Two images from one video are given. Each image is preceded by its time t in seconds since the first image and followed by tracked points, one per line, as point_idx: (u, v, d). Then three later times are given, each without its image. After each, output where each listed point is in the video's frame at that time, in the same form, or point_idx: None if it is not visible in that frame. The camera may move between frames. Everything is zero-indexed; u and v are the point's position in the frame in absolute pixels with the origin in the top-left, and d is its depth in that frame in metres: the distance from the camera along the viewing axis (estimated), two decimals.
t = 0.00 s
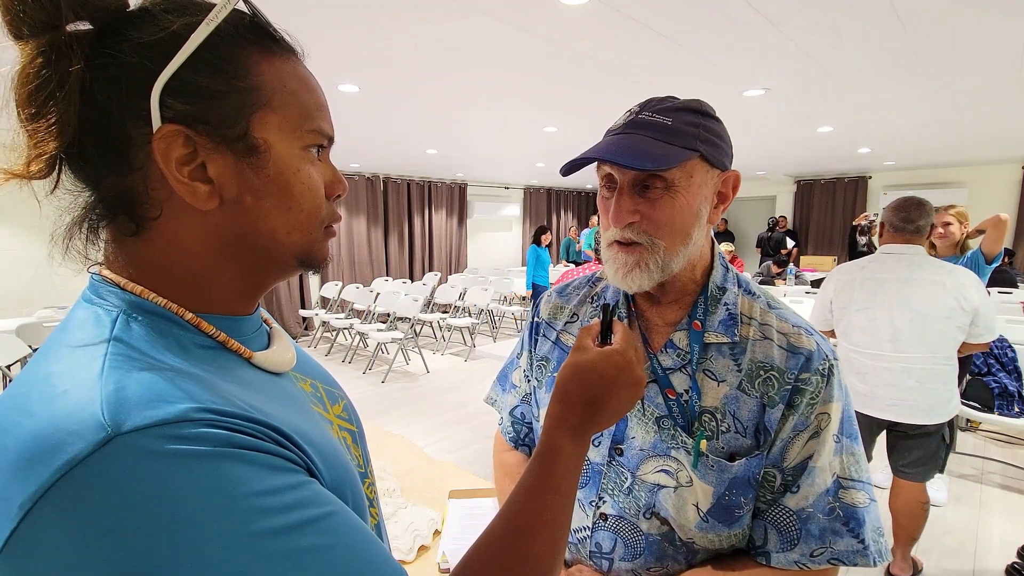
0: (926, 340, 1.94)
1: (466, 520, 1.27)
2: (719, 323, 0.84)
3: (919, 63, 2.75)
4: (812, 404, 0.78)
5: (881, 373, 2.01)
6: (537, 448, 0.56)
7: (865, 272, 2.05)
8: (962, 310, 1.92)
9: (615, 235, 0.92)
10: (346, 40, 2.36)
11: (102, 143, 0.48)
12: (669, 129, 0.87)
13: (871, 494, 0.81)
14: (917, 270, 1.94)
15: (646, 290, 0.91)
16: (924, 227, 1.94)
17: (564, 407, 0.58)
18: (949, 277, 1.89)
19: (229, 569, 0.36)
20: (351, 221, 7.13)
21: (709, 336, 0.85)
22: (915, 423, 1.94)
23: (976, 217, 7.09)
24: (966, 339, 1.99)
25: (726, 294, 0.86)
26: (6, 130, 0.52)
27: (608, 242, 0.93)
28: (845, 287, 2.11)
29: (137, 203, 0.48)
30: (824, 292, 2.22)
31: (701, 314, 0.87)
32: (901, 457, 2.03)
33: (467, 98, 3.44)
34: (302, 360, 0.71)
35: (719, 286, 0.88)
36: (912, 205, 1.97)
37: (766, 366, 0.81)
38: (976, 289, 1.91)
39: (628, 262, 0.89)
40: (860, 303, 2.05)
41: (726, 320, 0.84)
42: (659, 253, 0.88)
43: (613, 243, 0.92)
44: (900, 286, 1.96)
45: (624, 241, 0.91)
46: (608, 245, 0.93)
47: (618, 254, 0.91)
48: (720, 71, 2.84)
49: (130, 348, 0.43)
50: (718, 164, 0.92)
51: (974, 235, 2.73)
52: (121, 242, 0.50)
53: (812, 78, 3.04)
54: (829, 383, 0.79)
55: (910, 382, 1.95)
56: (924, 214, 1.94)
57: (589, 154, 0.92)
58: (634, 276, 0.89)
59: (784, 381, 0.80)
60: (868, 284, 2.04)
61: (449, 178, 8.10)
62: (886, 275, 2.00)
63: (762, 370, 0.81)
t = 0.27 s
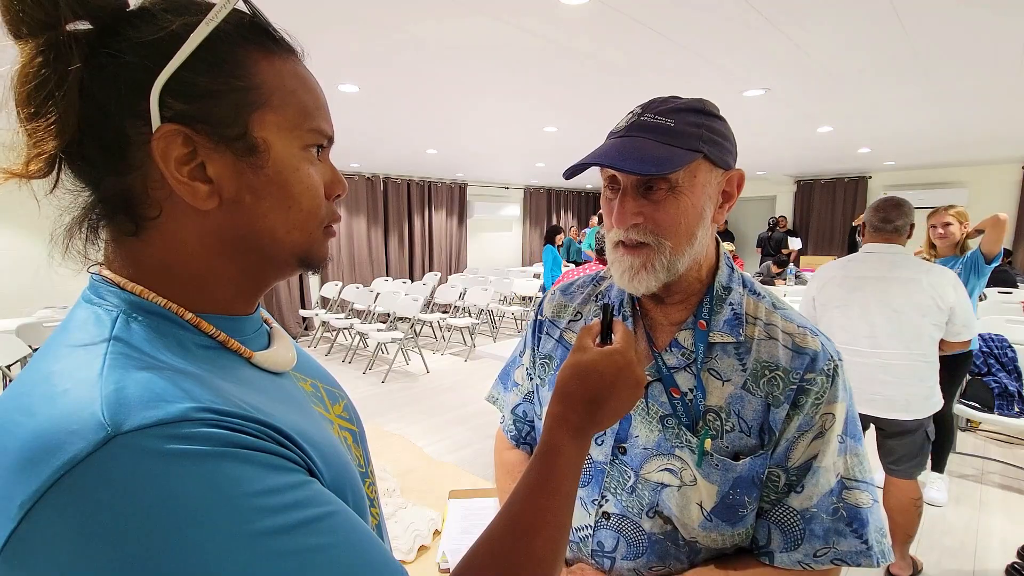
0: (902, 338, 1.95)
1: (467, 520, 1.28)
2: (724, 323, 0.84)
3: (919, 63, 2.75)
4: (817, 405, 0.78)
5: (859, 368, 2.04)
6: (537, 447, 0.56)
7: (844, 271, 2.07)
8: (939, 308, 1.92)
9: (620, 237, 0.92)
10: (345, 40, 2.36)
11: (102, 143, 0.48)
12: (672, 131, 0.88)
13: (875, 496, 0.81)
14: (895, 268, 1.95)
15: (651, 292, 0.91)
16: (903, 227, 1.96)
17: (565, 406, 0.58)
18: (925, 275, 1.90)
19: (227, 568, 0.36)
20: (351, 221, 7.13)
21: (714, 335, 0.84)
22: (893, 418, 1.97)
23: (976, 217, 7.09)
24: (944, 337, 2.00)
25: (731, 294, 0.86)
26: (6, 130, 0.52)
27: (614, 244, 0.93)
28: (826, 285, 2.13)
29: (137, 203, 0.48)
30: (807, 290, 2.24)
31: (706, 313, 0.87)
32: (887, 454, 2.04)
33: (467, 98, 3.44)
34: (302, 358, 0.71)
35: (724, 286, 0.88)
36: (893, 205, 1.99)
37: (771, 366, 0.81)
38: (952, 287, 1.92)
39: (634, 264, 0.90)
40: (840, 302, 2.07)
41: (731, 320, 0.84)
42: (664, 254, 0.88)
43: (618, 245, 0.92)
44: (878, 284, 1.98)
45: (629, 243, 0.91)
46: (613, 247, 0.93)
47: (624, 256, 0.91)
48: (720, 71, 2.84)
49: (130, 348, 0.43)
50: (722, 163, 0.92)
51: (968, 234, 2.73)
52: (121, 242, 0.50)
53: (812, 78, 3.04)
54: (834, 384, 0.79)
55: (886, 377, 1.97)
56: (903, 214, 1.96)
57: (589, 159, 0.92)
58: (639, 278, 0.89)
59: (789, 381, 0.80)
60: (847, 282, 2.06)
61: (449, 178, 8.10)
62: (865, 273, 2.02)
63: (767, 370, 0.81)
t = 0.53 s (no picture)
0: (885, 336, 1.96)
1: (468, 520, 1.28)
2: (722, 325, 0.84)
3: (919, 62, 2.75)
4: (815, 407, 0.78)
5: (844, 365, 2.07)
6: (536, 450, 0.56)
7: (831, 270, 2.08)
8: (923, 307, 1.92)
9: (618, 236, 0.92)
10: (346, 40, 2.35)
11: (107, 142, 0.48)
12: (671, 131, 0.87)
13: (874, 497, 0.81)
14: (880, 267, 1.96)
15: (650, 293, 0.91)
16: (889, 227, 1.98)
17: (564, 408, 0.58)
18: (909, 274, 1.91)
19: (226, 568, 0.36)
20: (351, 221, 7.13)
21: (712, 338, 0.84)
22: (877, 415, 1.99)
23: (976, 217, 7.09)
24: (930, 337, 1.99)
25: (728, 296, 0.86)
26: (10, 128, 0.51)
27: (612, 244, 0.94)
28: (814, 283, 2.15)
29: (140, 203, 0.48)
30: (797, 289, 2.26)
31: (704, 316, 0.87)
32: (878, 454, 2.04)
33: (467, 98, 3.44)
34: (301, 359, 0.71)
35: (721, 289, 0.88)
36: (879, 205, 2.03)
37: (769, 369, 0.81)
38: (938, 287, 1.92)
39: (632, 265, 0.90)
40: (826, 299, 2.10)
41: (728, 322, 0.84)
42: (663, 255, 0.88)
43: (616, 244, 0.92)
44: (863, 282, 1.99)
45: (627, 243, 0.91)
46: (611, 246, 0.93)
47: (623, 257, 0.91)
48: (720, 71, 2.84)
49: (130, 349, 0.43)
50: (721, 164, 0.92)
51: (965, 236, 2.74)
52: (123, 242, 0.50)
53: (812, 78, 3.04)
54: (832, 386, 0.79)
55: (870, 374, 1.99)
56: (889, 214, 1.98)
57: (587, 158, 0.92)
58: (638, 279, 0.89)
59: (787, 384, 0.80)
60: (834, 281, 2.07)
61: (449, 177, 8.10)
62: (850, 272, 2.03)
63: (765, 373, 0.81)
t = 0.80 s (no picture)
0: (876, 335, 1.97)
1: (468, 520, 1.28)
2: (721, 323, 0.85)
3: (919, 62, 2.75)
4: (814, 406, 0.78)
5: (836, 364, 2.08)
6: (537, 452, 0.56)
7: (824, 270, 2.08)
8: (914, 306, 1.92)
9: (618, 233, 0.92)
10: (345, 40, 2.36)
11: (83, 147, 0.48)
12: (672, 127, 0.87)
13: (873, 498, 0.81)
14: (872, 267, 1.96)
15: (649, 291, 0.91)
16: (881, 226, 1.99)
17: (566, 409, 0.59)
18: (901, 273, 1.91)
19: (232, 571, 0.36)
20: (351, 221, 7.13)
21: (710, 335, 0.85)
22: (869, 413, 2.00)
23: (976, 217, 7.08)
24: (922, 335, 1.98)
25: (727, 294, 0.87)
26: None
27: (611, 240, 0.94)
28: (806, 282, 2.15)
29: (135, 206, 0.48)
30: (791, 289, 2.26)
31: (703, 313, 0.87)
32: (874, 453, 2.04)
33: (467, 99, 3.44)
34: (301, 359, 0.71)
35: (720, 286, 0.88)
36: (870, 205, 2.05)
37: (768, 367, 0.81)
38: (929, 286, 1.92)
39: (630, 262, 0.90)
40: (818, 299, 2.10)
41: (727, 320, 0.84)
42: (661, 252, 0.88)
43: (615, 241, 0.93)
44: (854, 282, 2.00)
45: (625, 239, 0.91)
46: (611, 242, 0.94)
47: (622, 254, 0.91)
48: (720, 71, 2.84)
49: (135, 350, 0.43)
50: (721, 162, 0.92)
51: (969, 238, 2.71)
52: (116, 245, 0.50)
53: (812, 78, 3.04)
54: (831, 385, 0.79)
55: (861, 373, 2.00)
56: (880, 214, 2.00)
57: (589, 151, 0.92)
58: (636, 277, 0.89)
59: (786, 382, 0.80)
60: (827, 279, 2.07)
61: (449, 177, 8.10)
62: (841, 271, 2.03)
63: (764, 371, 0.81)
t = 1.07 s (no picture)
0: (873, 334, 1.96)
1: (468, 520, 1.28)
2: (720, 320, 0.84)
3: (919, 62, 2.75)
4: (813, 404, 0.78)
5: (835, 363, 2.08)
6: (533, 452, 0.55)
7: (822, 270, 2.08)
8: (912, 305, 1.92)
9: (617, 229, 0.92)
10: (345, 40, 2.35)
11: (102, 145, 0.47)
12: (674, 123, 0.87)
13: (872, 497, 0.80)
14: (869, 266, 1.96)
15: (647, 289, 0.91)
16: (876, 226, 1.99)
17: (561, 410, 0.58)
18: (898, 272, 1.91)
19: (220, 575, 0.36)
20: (351, 221, 7.13)
21: (709, 333, 0.84)
22: (868, 412, 2.00)
23: (976, 217, 7.08)
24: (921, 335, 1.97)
25: (727, 292, 0.86)
26: (8, 130, 0.52)
27: (611, 237, 0.94)
28: (805, 281, 2.15)
29: (132, 205, 0.48)
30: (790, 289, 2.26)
31: (702, 311, 0.87)
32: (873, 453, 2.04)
33: (467, 98, 3.44)
34: (299, 363, 0.71)
35: (719, 285, 0.88)
36: (866, 206, 2.06)
37: (767, 364, 0.81)
38: (926, 285, 1.91)
39: (630, 259, 0.89)
40: (816, 298, 2.10)
41: (726, 317, 0.84)
42: (660, 250, 0.88)
43: (615, 237, 0.93)
44: (852, 281, 2.00)
45: (625, 236, 0.91)
46: (611, 239, 0.94)
47: (621, 250, 0.91)
48: (720, 71, 2.84)
49: (125, 352, 0.43)
50: (722, 162, 0.92)
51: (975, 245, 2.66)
52: (120, 242, 0.50)
53: (812, 79, 3.04)
54: (831, 383, 0.78)
55: (861, 372, 2.00)
56: (874, 215, 2.01)
57: (592, 144, 0.92)
58: (634, 275, 0.89)
59: (786, 379, 0.79)
60: (825, 279, 2.07)
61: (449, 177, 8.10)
62: (840, 270, 2.04)
63: (763, 368, 0.81)
